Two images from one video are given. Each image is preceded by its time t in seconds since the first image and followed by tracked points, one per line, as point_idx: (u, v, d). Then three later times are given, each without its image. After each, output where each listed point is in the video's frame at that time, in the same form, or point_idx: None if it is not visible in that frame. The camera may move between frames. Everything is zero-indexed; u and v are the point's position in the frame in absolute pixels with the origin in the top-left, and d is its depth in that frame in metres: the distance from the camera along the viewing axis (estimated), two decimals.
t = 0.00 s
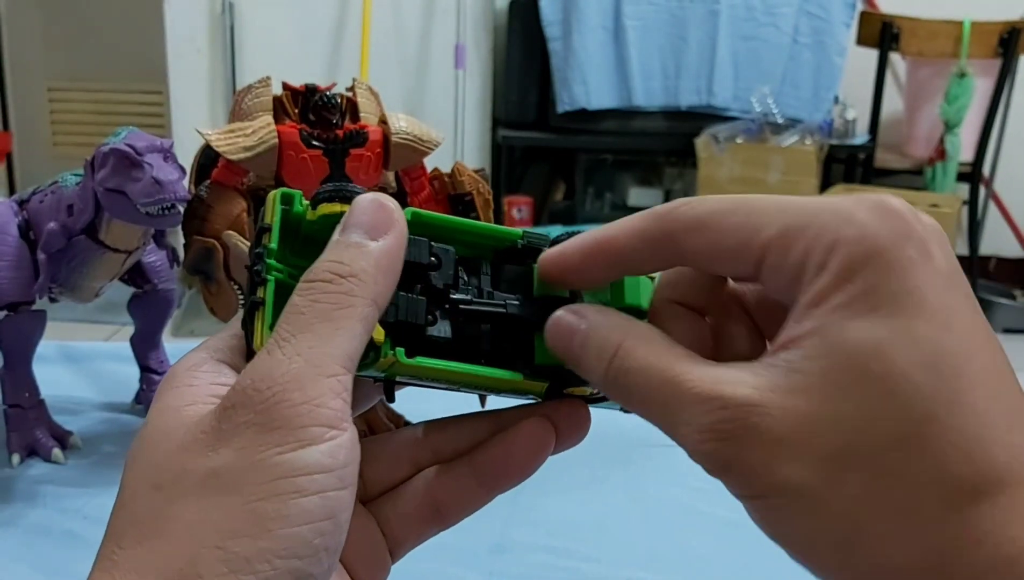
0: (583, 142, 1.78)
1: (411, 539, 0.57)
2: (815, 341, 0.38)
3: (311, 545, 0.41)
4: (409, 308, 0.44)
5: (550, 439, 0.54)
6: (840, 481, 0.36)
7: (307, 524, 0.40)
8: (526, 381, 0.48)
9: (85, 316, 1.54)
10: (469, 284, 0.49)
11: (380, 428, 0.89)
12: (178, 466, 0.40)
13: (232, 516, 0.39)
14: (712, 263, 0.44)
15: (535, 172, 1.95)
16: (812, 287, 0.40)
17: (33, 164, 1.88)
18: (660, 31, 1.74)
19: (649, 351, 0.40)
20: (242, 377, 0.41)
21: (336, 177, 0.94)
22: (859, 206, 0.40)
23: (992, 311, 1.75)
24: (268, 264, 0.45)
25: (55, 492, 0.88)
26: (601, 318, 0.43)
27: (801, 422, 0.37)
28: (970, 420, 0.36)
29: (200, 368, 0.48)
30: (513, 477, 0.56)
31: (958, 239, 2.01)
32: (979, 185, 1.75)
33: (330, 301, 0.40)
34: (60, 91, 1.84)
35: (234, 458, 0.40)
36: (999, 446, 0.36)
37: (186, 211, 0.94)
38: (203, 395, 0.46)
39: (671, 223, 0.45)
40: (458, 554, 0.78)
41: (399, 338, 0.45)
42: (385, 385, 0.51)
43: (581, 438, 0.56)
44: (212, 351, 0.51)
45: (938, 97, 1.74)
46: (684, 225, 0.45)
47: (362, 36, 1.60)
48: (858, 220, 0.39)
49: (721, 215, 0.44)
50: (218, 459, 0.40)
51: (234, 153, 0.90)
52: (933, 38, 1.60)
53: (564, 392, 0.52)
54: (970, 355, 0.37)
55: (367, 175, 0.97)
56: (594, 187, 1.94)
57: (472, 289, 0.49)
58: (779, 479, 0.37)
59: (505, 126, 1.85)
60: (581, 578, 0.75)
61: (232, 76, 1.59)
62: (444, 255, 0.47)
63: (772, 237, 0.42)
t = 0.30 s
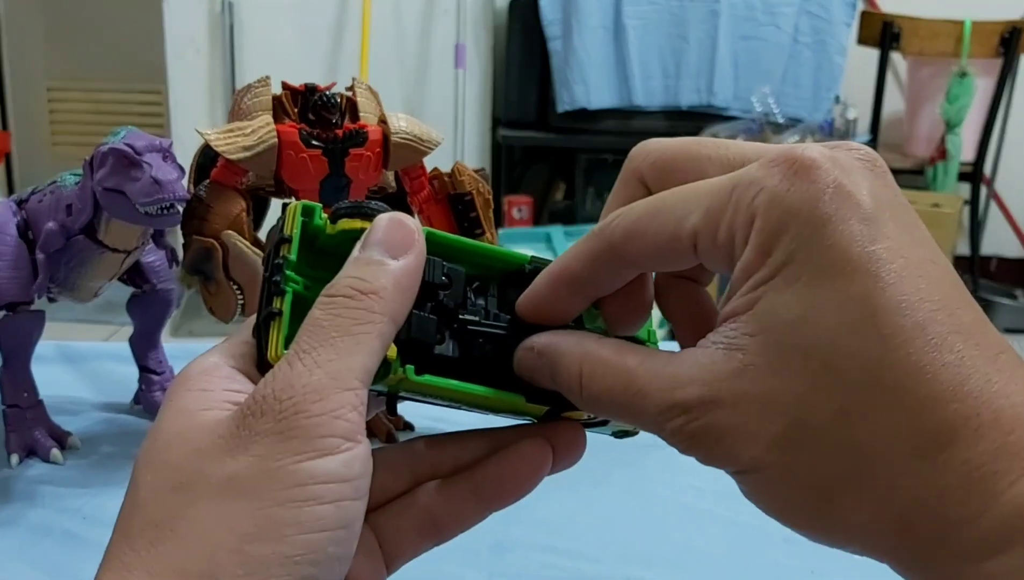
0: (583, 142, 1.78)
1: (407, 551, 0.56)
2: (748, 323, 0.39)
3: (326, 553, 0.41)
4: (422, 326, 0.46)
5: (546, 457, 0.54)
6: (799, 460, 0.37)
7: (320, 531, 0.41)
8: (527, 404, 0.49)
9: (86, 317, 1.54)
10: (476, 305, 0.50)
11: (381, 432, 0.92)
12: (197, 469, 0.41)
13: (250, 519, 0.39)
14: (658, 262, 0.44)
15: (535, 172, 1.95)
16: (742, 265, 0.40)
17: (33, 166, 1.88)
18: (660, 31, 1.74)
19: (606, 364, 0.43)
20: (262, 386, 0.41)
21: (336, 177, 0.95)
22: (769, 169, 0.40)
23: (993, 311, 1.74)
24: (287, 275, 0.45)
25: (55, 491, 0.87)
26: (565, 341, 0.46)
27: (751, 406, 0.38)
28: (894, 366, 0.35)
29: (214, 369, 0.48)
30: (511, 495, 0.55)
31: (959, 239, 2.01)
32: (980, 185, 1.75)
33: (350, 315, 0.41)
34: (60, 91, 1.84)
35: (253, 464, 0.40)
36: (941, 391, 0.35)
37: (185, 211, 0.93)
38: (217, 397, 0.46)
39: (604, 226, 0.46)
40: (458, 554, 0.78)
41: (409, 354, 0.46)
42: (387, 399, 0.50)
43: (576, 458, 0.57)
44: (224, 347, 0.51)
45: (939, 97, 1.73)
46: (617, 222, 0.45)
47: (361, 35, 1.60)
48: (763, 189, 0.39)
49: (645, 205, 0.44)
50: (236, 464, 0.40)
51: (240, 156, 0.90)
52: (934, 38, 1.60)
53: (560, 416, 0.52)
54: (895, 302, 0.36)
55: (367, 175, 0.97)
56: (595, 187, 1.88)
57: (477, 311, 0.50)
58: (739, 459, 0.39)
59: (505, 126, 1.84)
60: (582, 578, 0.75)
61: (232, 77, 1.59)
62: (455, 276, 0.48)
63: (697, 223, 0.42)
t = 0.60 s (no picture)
0: (583, 141, 1.78)
1: (416, 565, 0.56)
2: (747, 353, 0.39)
3: (331, 558, 0.42)
4: (427, 336, 0.47)
5: (557, 474, 0.54)
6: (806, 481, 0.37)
7: (328, 536, 0.41)
8: (538, 414, 0.49)
9: (86, 317, 1.54)
10: (489, 313, 0.51)
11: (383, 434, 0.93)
12: (204, 473, 0.41)
13: (258, 524, 0.39)
14: (649, 263, 0.45)
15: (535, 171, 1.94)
16: (733, 286, 0.40)
17: (33, 165, 1.88)
18: (660, 31, 1.74)
19: (607, 389, 0.42)
20: (272, 394, 0.41)
21: (336, 177, 0.95)
22: (761, 196, 0.39)
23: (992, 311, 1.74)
24: (293, 285, 0.46)
25: (55, 492, 0.87)
26: (567, 356, 0.46)
27: (757, 436, 0.38)
28: (897, 391, 0.35)
29: (224, 379, 0.49)
30: (520, 512, 0.55)
31: (959, 239, 2.01)
32: (980, 185, 1.75)
33: (358, 323, 0.42)
34: (60, 91, 1.84)
35: (262, 470, 0.40)
36: (938, 409, 0.35)
37: (185, 211, 0.93)
38: (228, 406, 0.46)
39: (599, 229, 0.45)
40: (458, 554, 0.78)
41: (416, 365, 0.47)
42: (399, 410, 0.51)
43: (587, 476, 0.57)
44: (233, 359, 0.51)
45: (939, 97, 1.73)
46: (613, 227, 0.45)
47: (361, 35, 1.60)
48: (756, 219, 0.39)
49: (640, 213, 0.43)
50: (247, 471, 0.40)
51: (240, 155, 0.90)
52: (935, 37, 1.60)
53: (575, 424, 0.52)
54: (895, 331, 0.36)
55: (367, 175, 0.97)
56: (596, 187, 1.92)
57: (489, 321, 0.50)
58: (754, 483, 0.39)
59: (505, 125, 1.85)
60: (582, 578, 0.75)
61: (232, 77, 1.59)
62: (463, 288, 0.49)
63: (688, 236, 0.41)
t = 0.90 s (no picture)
0: (582, 141, 1.78)
1: (397, 562, 0.57)
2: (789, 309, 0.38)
3: (291, 550, 0.41)
4: (391, 333, 0.47)
5: (528, 458, 0.52)
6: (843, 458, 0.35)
7: (285, 529, 0.41)
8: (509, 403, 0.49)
9: (85, 317, 1.54)
10: (455, 309, 0.51)
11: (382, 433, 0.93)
12: (161, 477, 0.41)
13: (216, 519, 0.39)
14: (695, 211, 0.41)
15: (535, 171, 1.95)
16: (792, 245, 0.37)
17: (34, 165, 1.88)
18: (660, 31, 1.73)
19: (634, 341, 0.38)
20: (226, 396, 0.42)
21: (336, 177, 0.95)
22: (833, 151, 0.37)
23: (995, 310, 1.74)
24: (255, 296, 0.47)
25: (54, 492, 0.87)
26: (592, 303, 0.42)
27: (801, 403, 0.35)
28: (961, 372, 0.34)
29: (191, 391, 0.48)
30: (496, 496, 0.54)
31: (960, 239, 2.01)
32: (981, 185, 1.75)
33: (313, 323, 0.42)
34: (60, 91, 1.84)
35: (218, 468, 0.40)
36: (995, 390, 0.34)
37: (185, 211, 0.93)
38: (189, 415, 0.46)
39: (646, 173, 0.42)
40: (456, 555, 0.78)
41: (384, 365, 0.47)
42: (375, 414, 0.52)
43: (566, 455, 0.54)
44: (201, 374, 0.51)
45: (939, 97, 1.73)
46: (663, 172, 0.41)
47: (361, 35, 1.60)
48: (829, 174, 0.36)
49: (696, 159, 0.40)
50: (202, 469, 0.40)
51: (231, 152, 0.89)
52: (935, 38, 1.60)
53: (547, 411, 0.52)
54: (960, 306, 0.34)
55: (367, 175, 0.97)
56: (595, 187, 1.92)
57: (456, 317, 0.50)
58: (792, 453, 0.36)
59: (505, 125, 1.85)
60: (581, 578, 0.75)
61: (232, 77, 1.58)
62: (424, 286, 0.49)
63: (748, 185, 0.38)
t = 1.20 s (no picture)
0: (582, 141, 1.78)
1: (387, 555, 0.56)
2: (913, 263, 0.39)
3: (279, 539, 0.41)
4: (376, 323, 0.48)
5: (520, 445, 0.53)
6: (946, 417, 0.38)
7: (274, 518, 0.41)
8: (496, 390, 0.50)
9: (85, 317, 1.54)
10: (438, 297, 0.53)
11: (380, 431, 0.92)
12: (150, 470, 0.42)
13: (202, 511, 0.39)
14: (861, 167, 0.44)
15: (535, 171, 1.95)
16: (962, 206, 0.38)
17: (34, 165, 1.88)
18: (660, 31, 1.73)
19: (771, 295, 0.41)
20: (213, 389, 0.42)
21: (336, 177, 0.95)
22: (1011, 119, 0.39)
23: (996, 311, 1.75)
24: (238, 286, 0.48)
25: (54, 492, 0.87)
26: (729, 254, 0.45)
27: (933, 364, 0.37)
28: None
29: (176, 383, 0.51)
30: (487, 485, 0.54)
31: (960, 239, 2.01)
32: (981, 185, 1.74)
33: (295, 313, 0.43)
34: (60, 91, 1.84)
35: (206, 459, 0.40)
36: None
37: (185, 211, 0.93)
38: (175, 410, 0.48)
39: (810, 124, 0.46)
40: (457, 554, 0.78)
41: (371, 354, 0.49)
42: (362, 406, 0.53)
43: (556, 444, 0.54)
44: (188, 371, 0.53)
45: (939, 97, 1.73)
46: (834, 122, 0.44)
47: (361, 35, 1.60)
48: (1012, 138, 0.38)
49: (875, 113, 0.43)
50: (190, 461, 0.41)
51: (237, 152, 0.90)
52: (935, 37, 1.60)
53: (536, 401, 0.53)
54: None
55: (366, 175, 0.97)
56: (595, 187, 1.92)
57: (442, 307, 0.52)
58: (918, 419, 0.39)
59: (504, 125, 1.85)
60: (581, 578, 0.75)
61: (232, 77, 1.58)
62: (410, 273, 0.51)
63: (927, 139, 0.40)
